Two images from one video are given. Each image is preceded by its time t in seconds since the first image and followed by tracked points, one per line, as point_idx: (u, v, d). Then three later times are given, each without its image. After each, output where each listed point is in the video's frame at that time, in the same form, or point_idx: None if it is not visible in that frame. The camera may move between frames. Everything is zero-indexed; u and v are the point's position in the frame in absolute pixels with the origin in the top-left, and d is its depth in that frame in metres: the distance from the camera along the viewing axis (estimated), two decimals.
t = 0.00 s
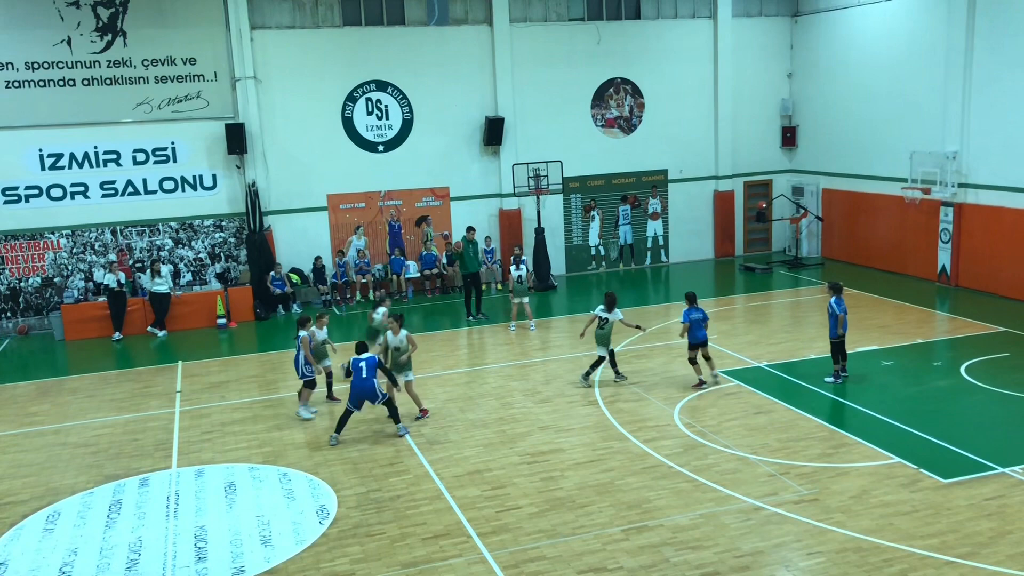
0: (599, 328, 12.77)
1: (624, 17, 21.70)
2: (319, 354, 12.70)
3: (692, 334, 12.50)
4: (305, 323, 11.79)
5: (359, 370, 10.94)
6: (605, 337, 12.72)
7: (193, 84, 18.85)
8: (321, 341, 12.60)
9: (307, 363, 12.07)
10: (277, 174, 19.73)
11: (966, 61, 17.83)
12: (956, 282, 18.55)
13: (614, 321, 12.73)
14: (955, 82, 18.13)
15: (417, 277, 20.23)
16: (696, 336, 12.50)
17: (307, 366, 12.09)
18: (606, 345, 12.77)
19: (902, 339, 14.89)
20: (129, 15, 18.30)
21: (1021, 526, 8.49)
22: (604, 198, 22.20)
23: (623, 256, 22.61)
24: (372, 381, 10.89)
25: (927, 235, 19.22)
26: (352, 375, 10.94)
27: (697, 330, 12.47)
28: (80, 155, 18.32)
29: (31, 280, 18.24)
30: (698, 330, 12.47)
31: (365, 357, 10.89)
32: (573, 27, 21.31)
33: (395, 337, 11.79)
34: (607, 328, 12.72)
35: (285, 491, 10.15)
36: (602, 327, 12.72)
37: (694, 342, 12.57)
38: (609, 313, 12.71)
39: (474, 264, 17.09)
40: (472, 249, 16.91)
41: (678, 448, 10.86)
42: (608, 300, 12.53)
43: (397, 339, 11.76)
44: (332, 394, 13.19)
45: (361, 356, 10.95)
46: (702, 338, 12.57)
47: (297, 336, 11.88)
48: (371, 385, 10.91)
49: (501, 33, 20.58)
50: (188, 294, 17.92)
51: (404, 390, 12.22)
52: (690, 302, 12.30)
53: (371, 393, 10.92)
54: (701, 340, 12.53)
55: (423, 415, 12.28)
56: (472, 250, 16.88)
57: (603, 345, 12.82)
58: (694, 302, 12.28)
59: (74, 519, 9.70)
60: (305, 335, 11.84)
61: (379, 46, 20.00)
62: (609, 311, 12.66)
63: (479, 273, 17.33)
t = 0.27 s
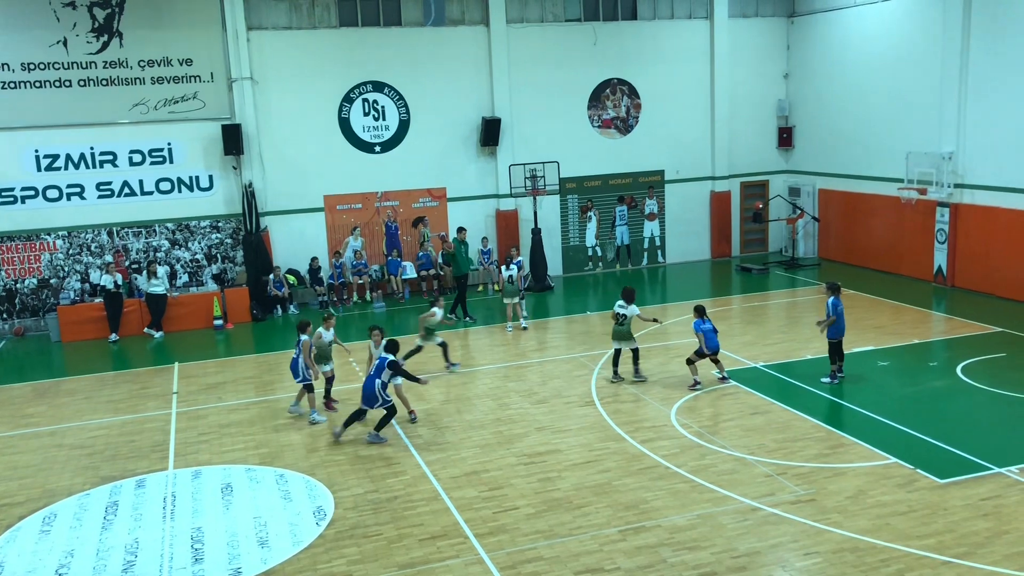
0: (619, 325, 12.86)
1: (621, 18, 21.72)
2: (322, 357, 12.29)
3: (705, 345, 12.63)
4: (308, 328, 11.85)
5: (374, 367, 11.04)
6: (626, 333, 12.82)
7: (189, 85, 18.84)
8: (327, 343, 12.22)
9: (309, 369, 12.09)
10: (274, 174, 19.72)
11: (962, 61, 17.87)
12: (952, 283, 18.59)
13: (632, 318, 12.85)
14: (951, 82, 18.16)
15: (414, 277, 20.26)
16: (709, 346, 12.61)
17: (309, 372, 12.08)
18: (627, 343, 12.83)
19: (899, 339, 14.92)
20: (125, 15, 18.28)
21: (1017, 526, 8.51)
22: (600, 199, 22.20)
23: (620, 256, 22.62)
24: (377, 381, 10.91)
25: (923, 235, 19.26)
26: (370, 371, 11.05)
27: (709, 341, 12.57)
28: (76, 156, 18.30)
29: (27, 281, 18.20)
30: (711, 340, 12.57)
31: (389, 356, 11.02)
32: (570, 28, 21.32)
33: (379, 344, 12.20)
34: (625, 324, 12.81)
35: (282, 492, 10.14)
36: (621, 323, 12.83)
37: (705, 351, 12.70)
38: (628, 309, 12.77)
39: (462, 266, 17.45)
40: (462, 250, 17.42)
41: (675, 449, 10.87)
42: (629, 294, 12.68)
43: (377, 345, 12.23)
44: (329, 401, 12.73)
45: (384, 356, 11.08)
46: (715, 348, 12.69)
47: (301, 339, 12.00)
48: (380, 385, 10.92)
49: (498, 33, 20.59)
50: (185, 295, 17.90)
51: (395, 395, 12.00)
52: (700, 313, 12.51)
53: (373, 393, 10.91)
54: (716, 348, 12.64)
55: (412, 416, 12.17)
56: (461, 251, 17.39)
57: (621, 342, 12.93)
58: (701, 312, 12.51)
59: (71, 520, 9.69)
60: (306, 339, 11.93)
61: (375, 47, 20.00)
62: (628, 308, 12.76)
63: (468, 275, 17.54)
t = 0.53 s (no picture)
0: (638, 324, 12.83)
1: (619, 18, 21.74)
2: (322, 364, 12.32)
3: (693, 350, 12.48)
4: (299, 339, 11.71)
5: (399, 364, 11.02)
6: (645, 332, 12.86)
7: (187, 85, 18.82)
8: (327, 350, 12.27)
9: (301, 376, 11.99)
10: (272, 175, 19.71)
11: (959, 63, 17.91)
12: (949, 284, 18.62)
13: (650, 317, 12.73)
14: (949, 83, 18.19)
15: (412, 278, 20.29)
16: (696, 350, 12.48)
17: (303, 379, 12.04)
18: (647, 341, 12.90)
19: (896, 340, 14.93)
20: (123, 15, 18.26)
21: (1014, 527, 8.53)
22: (598, 200, 22.22)
23: (618, 257, 22.64)
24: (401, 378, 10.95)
25: (920, 236, 19.29)
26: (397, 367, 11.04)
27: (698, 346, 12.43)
28: (73, 157, 18.28)
29: (24, 282, 18.18)
30: (700, 345, 12.44)
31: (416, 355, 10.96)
32: (567, 29, 21.33)
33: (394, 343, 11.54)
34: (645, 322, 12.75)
35: (280, 493, 10.14)
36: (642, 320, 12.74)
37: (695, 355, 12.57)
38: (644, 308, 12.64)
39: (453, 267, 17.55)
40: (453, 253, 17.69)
41: (672, 450, 10.88)
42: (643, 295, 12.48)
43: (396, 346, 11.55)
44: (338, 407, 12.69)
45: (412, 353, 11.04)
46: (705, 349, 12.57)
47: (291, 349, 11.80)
48: (405, 382, 10.99)
49: (496, 34, 20.59)
50: (182, 295, 17.89)
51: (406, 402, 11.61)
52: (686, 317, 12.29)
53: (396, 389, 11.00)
54: (706, 353, 12.47)
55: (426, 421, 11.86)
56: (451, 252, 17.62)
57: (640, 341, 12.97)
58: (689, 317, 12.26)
59: (68, 521, 9.67)
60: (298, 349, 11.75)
61: (373, 47, 20.00)
62: (644, 307, 12.62)
63: (459, 277, 17.54)
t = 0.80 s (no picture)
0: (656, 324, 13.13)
1: (617, 19, 21.74)
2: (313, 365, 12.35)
3: (671, 352, 12.45)
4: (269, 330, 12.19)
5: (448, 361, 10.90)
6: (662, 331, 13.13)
7: (185, 84, 18.80)
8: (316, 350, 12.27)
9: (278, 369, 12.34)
10: (269, 174, 19.69)
11: (957, 65, 17.93)
12: (946, 285, 18.65)
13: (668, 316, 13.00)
14: (946, 84, 18.20)
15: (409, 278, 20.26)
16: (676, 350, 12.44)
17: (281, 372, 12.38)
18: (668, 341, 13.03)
19: (893, 342, 14.94)
20: (120, 15, 18.23)
21: (1010, 528, 8.54)
22: (596, 200, 22.21)
23: (615, 258, 22.65)
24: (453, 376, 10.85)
25: (917, 237, 19.31)
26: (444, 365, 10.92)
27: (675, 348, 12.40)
28: (71, 156, 18.25)
29: (21, 281, 18.15)
30: (677, 346, 12.38)
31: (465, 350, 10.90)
32: (566, 29, 21.32)
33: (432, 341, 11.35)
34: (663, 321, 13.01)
35: (277, 493, 10.13)
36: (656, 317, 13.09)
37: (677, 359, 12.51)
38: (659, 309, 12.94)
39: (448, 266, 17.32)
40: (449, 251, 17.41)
41: (669, 450, 10.88)
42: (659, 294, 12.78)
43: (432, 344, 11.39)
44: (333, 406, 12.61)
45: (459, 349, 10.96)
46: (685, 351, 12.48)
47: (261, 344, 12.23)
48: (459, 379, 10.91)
49: (494, 34, 20.59)
50: (180, 295, 17.87)
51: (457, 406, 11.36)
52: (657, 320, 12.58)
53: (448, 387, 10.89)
54: (682, 353, 12.39)
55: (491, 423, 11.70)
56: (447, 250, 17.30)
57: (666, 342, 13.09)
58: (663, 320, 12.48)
59: (64, 521, 9.66)
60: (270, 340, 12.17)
61: (371, 47, 19.99)
62: (662, 307, 12.86)
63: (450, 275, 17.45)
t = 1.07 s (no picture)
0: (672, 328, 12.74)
1: (615, 19, 21.73)
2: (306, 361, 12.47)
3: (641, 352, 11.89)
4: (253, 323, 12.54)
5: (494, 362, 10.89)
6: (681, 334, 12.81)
7: (183, 83, 18.78)
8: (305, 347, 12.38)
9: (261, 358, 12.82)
10: (267, 173, 19.68)
11: (955, 65, 17.94)
12: (944, 284, 18.67)
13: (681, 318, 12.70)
14: (944, 84, 18.21)
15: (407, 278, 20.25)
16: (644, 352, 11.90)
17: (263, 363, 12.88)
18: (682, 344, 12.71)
19: (891, 341, 14.96)
20: (118, 13, 18.21)
21: (1007, 528, 8.55)
22: (594, 200, 22.21)
23: (614, 257, 22.66)
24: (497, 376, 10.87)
25: (915, 237, 19.33)
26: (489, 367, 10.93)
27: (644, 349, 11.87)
28: (69, 154, 18.23)
29: (18, 280, 18.12)
30: (647, 348, 11.83)
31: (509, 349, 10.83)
32: (564, 28, 21.32)
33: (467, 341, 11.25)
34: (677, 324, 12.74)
35: (274, 492, 10.12)
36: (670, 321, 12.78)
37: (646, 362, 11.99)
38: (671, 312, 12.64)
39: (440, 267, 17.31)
40: (441, 251, 17.36)
41: (667, 450, 10.89)
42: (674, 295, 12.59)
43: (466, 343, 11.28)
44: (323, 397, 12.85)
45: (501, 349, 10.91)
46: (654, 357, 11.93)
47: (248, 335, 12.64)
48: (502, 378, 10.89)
49: (493, 33, 20.58)
50: (177, 294, 17.85)
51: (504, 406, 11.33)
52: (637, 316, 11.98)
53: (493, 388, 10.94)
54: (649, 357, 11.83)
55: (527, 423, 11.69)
56: (439, 250, 17.28)
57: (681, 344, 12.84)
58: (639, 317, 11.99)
59: (61, 520, 9.64)
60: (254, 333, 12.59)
61: (370, 46, 19.98)
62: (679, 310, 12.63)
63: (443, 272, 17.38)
